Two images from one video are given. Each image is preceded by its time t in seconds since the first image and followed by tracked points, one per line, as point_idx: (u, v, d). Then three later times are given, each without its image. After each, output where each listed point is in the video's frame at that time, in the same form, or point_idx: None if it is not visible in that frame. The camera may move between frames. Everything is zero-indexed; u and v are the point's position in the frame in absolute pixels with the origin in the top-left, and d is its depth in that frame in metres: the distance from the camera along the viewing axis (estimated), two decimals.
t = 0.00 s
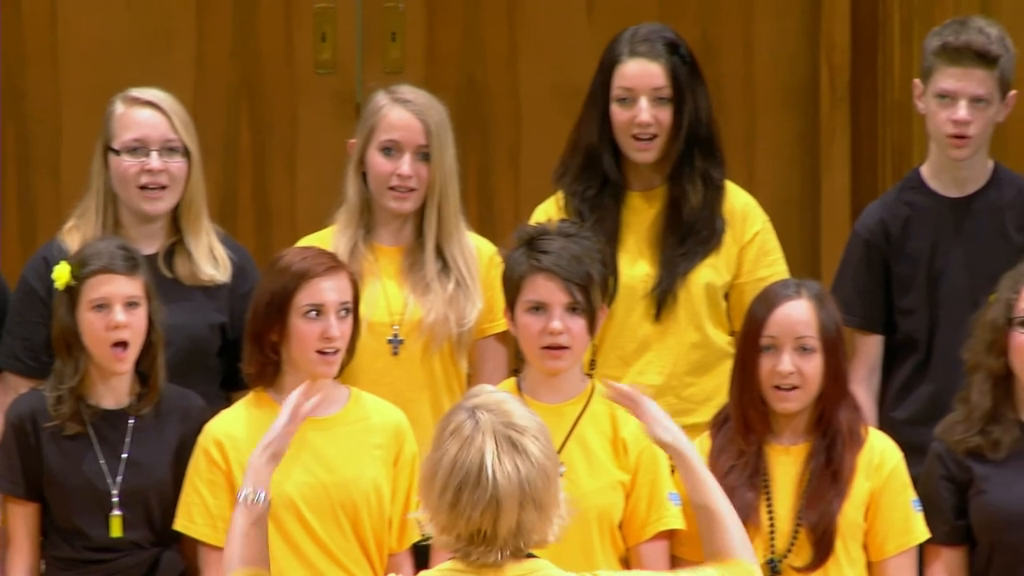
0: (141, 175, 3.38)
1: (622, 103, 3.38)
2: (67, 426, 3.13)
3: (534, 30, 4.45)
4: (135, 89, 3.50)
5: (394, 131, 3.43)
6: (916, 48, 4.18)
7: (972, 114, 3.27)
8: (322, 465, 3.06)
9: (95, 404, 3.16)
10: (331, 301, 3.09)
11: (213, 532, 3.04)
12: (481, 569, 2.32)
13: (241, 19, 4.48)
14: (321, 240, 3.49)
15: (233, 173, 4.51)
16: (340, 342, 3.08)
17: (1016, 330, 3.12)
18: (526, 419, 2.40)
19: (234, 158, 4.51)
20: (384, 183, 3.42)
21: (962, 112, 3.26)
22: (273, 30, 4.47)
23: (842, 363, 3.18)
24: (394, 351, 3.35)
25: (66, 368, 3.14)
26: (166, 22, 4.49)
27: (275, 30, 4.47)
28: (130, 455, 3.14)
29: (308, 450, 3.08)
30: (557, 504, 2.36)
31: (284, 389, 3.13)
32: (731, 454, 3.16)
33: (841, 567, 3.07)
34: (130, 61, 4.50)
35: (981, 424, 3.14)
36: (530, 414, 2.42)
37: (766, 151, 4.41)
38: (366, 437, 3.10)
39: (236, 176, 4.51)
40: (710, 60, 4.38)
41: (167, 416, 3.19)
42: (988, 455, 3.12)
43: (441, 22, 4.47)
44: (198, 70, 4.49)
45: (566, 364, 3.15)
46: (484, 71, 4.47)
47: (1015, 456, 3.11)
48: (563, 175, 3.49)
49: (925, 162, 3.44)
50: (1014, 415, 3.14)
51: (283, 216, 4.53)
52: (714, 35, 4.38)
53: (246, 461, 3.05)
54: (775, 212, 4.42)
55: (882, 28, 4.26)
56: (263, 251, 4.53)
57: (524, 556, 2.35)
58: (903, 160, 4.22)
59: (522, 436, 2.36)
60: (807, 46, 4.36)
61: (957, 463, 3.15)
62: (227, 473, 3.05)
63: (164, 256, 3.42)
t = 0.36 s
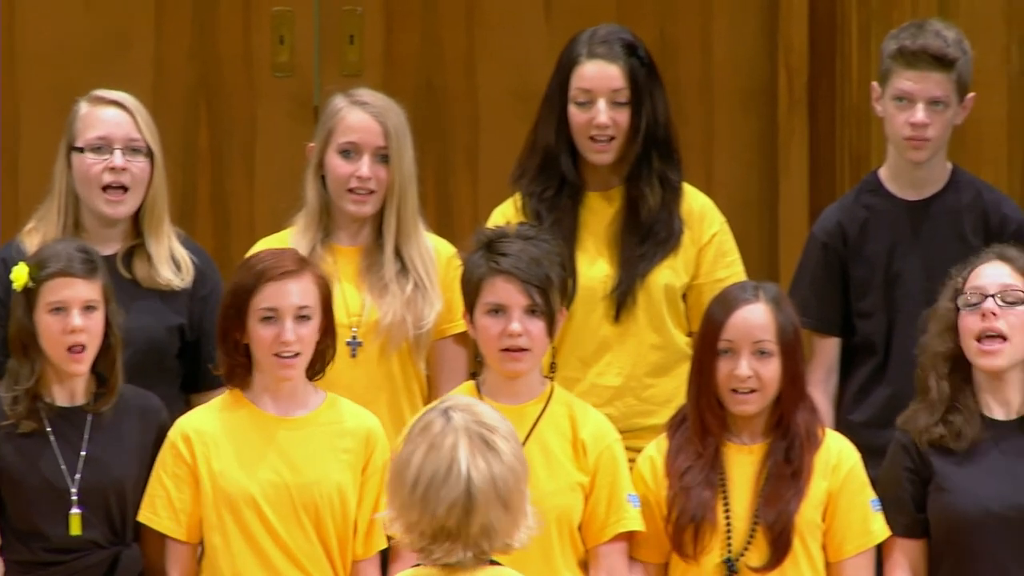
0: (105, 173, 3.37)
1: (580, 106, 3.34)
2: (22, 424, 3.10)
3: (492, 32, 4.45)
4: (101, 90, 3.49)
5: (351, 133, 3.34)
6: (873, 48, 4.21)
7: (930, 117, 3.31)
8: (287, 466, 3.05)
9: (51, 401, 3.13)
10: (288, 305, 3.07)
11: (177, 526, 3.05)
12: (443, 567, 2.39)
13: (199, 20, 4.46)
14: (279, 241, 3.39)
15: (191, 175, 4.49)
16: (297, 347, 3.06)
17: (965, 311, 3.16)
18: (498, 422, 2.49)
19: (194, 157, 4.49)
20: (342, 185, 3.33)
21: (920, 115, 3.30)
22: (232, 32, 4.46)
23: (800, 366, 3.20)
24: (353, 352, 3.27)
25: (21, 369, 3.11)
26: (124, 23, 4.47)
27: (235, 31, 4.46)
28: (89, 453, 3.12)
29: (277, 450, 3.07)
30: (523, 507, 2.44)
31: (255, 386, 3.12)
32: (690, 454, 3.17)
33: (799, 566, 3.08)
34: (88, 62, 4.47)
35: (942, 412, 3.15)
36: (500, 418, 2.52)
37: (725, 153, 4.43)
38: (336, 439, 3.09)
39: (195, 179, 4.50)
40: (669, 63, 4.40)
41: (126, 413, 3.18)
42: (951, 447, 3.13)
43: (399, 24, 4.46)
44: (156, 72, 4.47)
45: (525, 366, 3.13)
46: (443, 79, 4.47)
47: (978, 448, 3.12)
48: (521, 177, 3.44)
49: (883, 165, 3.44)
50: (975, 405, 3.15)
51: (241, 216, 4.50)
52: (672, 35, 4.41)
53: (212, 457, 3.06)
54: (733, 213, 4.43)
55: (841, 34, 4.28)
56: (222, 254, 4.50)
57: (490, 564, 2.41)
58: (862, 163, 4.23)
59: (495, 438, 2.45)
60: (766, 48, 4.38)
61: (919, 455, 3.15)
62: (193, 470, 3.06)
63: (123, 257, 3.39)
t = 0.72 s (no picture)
0: (62, 180, 3.34)
1: (541, 109, 3.33)
2: None
3: (451, 35, 4.44)
4: (56, 94, 3.46)
5: (309, 138, 3.33)
6: (832, 54, 4.22)
7: (891, 121, 3.31)
8: (251, 471, 3.04)
9: (12, 408, 3.10)
10: (252, 309, 3.06)
11: (140, 531, 3.03)
12: (398, 549, 2.47)
13: (158, 23, 4.43)
14: (239, 245, 3.36)
15: (153, 178, 4.47)
16: (259, 352, 3.04)
17: (939, 321, 3.17)
18: (461, 415, 2.60)
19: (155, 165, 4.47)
20: (300, 190, 3.31)
21: (881, 119, 3.30)
22: (191, 35, 4.44)
23: (761, 369, 3.19)
24: (313, 355, 3.25)
25: None
26: (83, 26, 4.44)
27: (193, 34, 4.44)
28: (51, 459, 3.10)
29: (240, 455, 3.05)
30: (480, 496, 2.53)
31: (217, 391, 3.11)
32: (650, 458, 3.18)
33: (758, 570, 3.09)
34: (47, 66, 4.44)
35: (908, 415, 3.16)
36: (466, 415, 2.63)
37: (684, 156, 4.44)
38: (299, 445, 3.07)
39: (156, 182, 4.47)
40: (628, 67, 4.40)
41: (88, 420, 3.16)
42: (915, 450, 3.13)
43: (359, 27, 4.46)
44: (116, 75, 4.44)
45: (485, 369, 3.13)
46: (401, 80, 4.45)
47: (941, 454, 3.12)
48: (481, 180, 3.43)
49: (842, 170, 3.44)
50: (941, 410, 3.16)
51: (200, 220, 4.48)
52: (631, 39, 4.40)
53: (175, 461, 3.05)
54: (693, 216, 4.45)
55: (799, 35, 4.30)
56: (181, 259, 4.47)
57: (449, 563, 2.49)
58: (821, 165, 4.24)
59: (454, 426, 2.57)
60: (724, 52, 4.40)
61: (883, 461, 3.16)
62: (155, 473, 3.04)
63: (84, 261, 3.36)
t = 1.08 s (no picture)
0: (26, 187, 3.31)
1: (508, 113, 3.33)
2: None
3: (417, 40, 4.43)
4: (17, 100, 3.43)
5: (275, 143, 3.32)
6: (799, 57, 4.23)
7: (857, 124, 3.31)
8: (216, 475, 3.02)
9: None
10: (214, 312, 3.04)
11: (106, 537, 3.00)
12: (366, 534, 2.50)
13: (124, 28, 4.42)
14: (204, 250, 3.35)
15: (118, 182, 4.45)
16: (222, 356, 3.03)
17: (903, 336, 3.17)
18: (430, 415, 2.67)
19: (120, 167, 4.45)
20: (266, 195, 3.30)
21: (848, 122, 3.30)
22: (157, 40, 4.42)
23: (728, 374, 3.19)
24: (279, 361, 3.24)
25: None
26: (49, 30, 4.42)
27: (159, 38, 4.42)
28: (18, 465, 3.08)
29: (203, 459, 3.03)
30: (447, 489, 2.58)
31: (180, 397, 3.07)
32: (617, 463, 3.17)
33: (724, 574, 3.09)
34: (13, 71, 4.42)
35: (875, 428, 3.16)
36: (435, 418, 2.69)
37: (650, 160, 4.44)
38: (262, 448, 3.05)
39: (122, 186, 4.46)
40: (594, 71, 4.40)
41: (56, 427, 3.14)
42: (882, 462, 3.13)
43: (325, 31, 4.44)
44: (82, 79, 4.43)
45: (450, 374, 3.12)
46: (367, 84, 4.45)
47: (909, 464, 3.12)
48: (449, 184, 3.43)
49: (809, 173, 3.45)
50: (908, 420, 3.17)
51: (167, 225, 4.47)
52: (598, 44, 4.40)
53: (140, 467, 3.02)
54: (659, 222, 4.45)
55: (766, 39, 4.30)
56: (148, 265, 4.46)
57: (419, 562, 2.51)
58: (788, 170, 4.25)
59: (423, 420, 2.63)
60: (690, 55, 4.40)
61: (850, 472, 3.15)
62: (120, 480, 3.02)
63: (49, 266, 3.35)
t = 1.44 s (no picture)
0: None
1: (477, 119, 3.31)
2: None
3: (382, 47, 4.43)
4: None
5: (241, 146, 3.31)
6: (764, 62, 4.23)
7: (823, 129, 3.31)
8: (177, 481, 3.01)
9: None
10: (172, 316, 3.04)
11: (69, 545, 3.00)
12: (338, 538, 2.52)
13: (89, 35, 4.42)
14: (170, 255, 3.35)
15: (84, 189, 4.45)
16: (182, 359, 3.03)
17: (868, 343, 3.17)
18: (400, 416, 2.68)
19: (86, 173, 4.45)
20: (232, 199, 3.30)
21: (814, 127, 3.30)
22: (122, 46, 4.42)
23: (693, 379, 3.18)
24: (245, 368, 3.24)
25: None
26: (14, 38, 4.41)
27: (125, 46, 4.42)
28: None
29: (164, 464, 3.02)
30: (417, 491, 2.59)
31: (139, 402, 3.07)
32: (583, 468, 3.16)
33: None
34: None
35: (839, 436, 3.15)
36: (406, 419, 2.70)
37: (616, 168, 4.44)
38: (222, 453, 3.05)
39: (87, 194, 4.45)
40: (560, 78, 4.40)
41: (25, 431, 3.14)
42: (846, 468, 3.13)
43: (291, 36, 4.44)
44: (48, 85, 4.43)
45: (415, 377, 3.12)
46: (333, 88, 4.44)
47: (874, 468, 3.12)
48: (416, 191, 3.41)
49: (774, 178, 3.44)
50: (873, 427, 3.16)
51: (132, 231, 4.46)
52: (563, 49, 4.40)
53: (101, 474, 3.02)
54: (626, 229, 4.45)
55: (731, 44, 4.30)
56: (114, 270, 4.45)
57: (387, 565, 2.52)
58: (753, 175, 4.26)
59: (393, 422, 2.64)
60: (655, 61, 4.40)
61: (815, 477, 3.15)
62: (82, 488, 3.01)
63: (15, 272, 3.34)
